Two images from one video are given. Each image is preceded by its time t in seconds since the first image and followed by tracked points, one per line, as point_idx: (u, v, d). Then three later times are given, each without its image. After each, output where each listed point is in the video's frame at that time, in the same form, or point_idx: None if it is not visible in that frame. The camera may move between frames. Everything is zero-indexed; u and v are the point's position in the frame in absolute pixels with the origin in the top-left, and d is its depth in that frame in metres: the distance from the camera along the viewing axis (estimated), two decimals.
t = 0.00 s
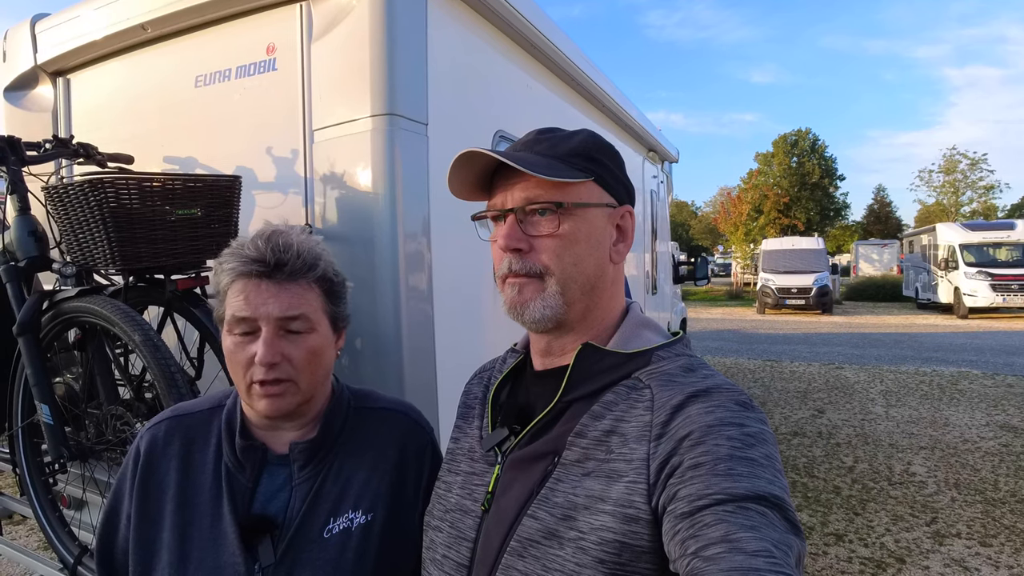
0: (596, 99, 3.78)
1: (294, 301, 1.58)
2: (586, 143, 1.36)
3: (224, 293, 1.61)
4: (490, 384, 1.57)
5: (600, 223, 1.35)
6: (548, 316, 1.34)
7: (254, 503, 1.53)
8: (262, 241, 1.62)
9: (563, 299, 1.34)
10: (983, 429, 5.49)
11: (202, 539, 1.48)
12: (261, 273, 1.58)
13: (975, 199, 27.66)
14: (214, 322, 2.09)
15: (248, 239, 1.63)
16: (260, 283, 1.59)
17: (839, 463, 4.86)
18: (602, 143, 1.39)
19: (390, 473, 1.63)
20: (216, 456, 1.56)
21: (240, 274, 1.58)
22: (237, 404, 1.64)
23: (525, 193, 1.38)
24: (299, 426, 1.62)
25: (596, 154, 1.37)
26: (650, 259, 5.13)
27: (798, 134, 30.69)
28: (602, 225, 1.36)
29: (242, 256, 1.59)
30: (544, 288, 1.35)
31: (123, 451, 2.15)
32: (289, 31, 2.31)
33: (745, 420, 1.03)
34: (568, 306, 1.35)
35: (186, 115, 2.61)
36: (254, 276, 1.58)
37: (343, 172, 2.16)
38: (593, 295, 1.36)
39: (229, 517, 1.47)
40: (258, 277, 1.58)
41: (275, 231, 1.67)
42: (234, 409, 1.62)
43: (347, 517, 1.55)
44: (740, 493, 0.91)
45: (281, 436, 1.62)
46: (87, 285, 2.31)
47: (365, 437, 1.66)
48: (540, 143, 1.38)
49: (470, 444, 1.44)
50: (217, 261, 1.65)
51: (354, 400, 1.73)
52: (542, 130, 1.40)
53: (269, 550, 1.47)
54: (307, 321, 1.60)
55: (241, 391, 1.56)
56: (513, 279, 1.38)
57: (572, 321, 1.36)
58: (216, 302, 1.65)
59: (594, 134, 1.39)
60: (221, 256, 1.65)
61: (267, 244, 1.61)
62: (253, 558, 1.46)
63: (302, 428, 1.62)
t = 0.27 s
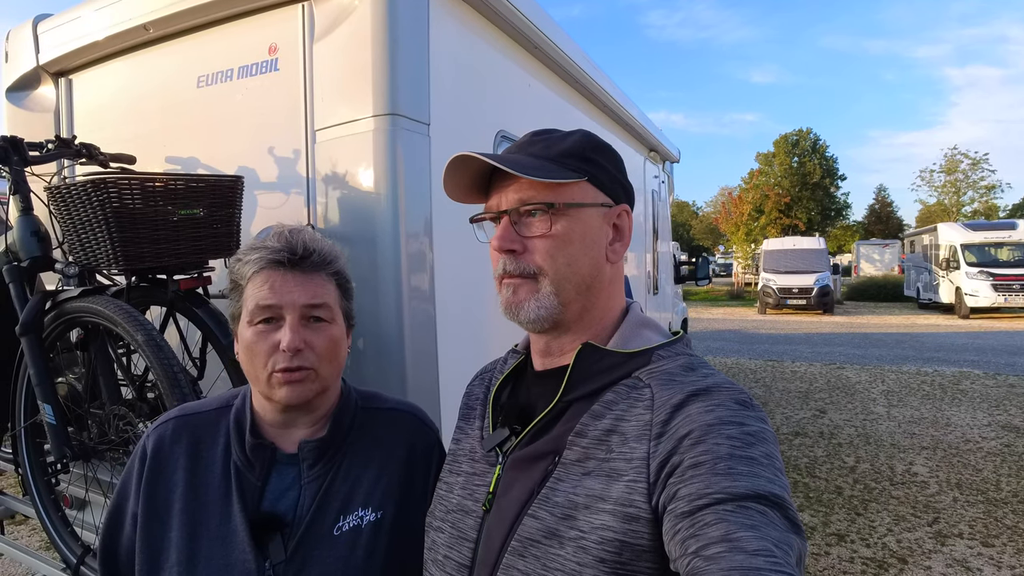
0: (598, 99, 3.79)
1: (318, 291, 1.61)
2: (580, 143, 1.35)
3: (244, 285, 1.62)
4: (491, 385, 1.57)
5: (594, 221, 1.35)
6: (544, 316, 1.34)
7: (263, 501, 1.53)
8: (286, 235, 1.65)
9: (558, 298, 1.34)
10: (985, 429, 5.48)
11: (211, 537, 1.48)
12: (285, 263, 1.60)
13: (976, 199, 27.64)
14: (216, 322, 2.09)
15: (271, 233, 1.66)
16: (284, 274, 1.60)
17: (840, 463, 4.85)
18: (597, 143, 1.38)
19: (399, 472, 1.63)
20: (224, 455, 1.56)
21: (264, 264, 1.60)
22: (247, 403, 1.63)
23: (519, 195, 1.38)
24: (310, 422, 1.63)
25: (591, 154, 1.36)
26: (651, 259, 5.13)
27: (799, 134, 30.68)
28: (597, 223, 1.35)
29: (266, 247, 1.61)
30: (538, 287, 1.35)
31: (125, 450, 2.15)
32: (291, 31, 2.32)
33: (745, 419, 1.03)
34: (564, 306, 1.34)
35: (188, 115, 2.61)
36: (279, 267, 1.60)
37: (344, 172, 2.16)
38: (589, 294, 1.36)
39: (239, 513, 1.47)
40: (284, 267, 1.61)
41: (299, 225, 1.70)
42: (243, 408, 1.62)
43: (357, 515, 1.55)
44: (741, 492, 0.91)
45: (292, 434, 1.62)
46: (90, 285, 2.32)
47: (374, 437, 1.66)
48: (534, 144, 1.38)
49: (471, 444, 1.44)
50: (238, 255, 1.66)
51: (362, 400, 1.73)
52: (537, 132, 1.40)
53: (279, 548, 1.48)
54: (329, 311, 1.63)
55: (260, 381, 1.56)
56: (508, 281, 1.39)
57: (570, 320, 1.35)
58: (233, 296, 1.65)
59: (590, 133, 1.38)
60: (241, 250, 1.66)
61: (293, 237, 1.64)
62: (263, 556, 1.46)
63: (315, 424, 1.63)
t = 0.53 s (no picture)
0: (600, 99, 3.79)
1: (330, 290, 1.61)
2: (557, 145, 1.34)
3: (255, 284, 1.62)
4: (497, 385, 1.57)
5: (575, 221, 1.32)
6: (528, 319, 1.34)
7: (273, 499, 1.53)
8: (298, 235, 1.65)
9: (541, 300, 1.33)
10: (987, 429, 5.48)
11: (221, 534, 1.48)
12: (297, 262, 1.61)
13: (977, 199, 27.62)
14: (219, 322, 2.09)
15: (282, 232, 1.66)
16: (297, 273, 1.61)
17: (842, 463, 4.85)
18: (579, 142, 1.35)
19: (408, 472, 1.64)
20: (236, 452, 1.56)
21: (277, 264, 1.60)
22: (258, 403, 1.62)
23: (499, 202, 1.39)
24: (322, 420, 1.63)
25: (571, 154, 1.34)
26: (652, 259, 5.13)
27: (800, 134, 30.67)
28: (579, 222, 1.32)
29: (278, 247, 1.62)
30: (519, 289, 1.35)
31: (128, 450, 2.15)
32: (294, 31, 2.32)
33: (751, 421, 1.03)
34: (548, 307, 1.33)
35: (190, 116, 2.62)
36: (291, 266, 1.60)
37: (347, 172, 2.16)
38: (577, 295, 1.33)
39: (250, 511, 1.48)
40: (296, 266, 1.61)
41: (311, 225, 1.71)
42: (254, 407, 1.62)
43: (366, 514, 1.56)
44: (747, 494, 0.91)
45: (303, 432, 1.62)
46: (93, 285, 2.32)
47: (383, 436, 1.66)
48: (516, 151, 1.39)
49: (476, 445, 1.44)
50: (250, 254, 1.66)
51: (372, 400, 1.72)
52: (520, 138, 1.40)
53: (289, 546, 1.48)
54: (341, 310, 1.63)
55: (273, 379, 1.56)
56: (495, 286, 1.41)
57: (557, 322, 1.34)
58: (244, 295, 1.66)
59: (572, 134, 1.36)
60: (252, 249, 1.67)
61: (305, 237, 1.65)
62: (272, 554, 1.47)
63: (326, 423, 1.63)
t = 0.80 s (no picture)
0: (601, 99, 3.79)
1: (333, 293, 1.62)
2: (543, 151, 1.35)
3: (257, 287, 1.63)
4: (502, 386, 1.57)
5: (563, 225, 1.32)
6: (521, 324, 1.35)
7: (275, 500, 1.54)
8: (299, 236, 1.66)
9: (533, 305, 1.34)
10: (987, 429, 5.48)
11: (223, 535, 1.49)
12: (299, 265, 1.61)
13: (978, 199, 27.61)
14: (222, 323, 2.10)
15: (283, 234, 1.66)
16: (299, 275, 1.61)
17: (843, 463, 4.85)
18: (566, 145, 1.35)
19: (409, 474, 1.64)
20: (238, 454, 1.57)
21: (280, 266, 1.60)
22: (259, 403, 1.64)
23: (490, 211, 1.41)
24: (323, 422, 1.64)
25: (556, 158, 1.34)
26: (653, 259, 5.14)
27: (800, 134, 30.66)
28: (568, 226, 1.32)
29: (281, 249, 1.62)
30: (512, 295, 1.37)
31: (130, 451, 2.15)
32: (296, 32, 2.32)
33: (756, 425, 1.03)
34: (538, 313, 1.34)
35: (192, 117, 2.62)
36: (294, 269, 1.61)
37: (348, 173, 2.16)
38: (569, 298, 1.33)
39: (252, 513, 1.48)
40: (299, 268, 1.61)
41: (312, 227, 1.71)
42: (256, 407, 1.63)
43: (367, 516, 1.56)
44: (752, 499, 0.92)
45: (303, 434, 1.63)
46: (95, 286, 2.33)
47: (385, 437, 1.67)
48: (505, 161, 1.41)
49: (480, 445, 1.44)
50: (251, 257, 1.66)
51: (373, 402, 1.73)
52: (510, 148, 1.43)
53: (290, 548, 1.49)
54: (343, 312, 1.64)
55: (274, 382, 1.57)
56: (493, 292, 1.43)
57: (550, 326, 1.34)
58: (246, 298, 1.67)
59: (559, 139, 1.36)
60: (256, 251, 1.67)
61: (306, 238, 1.65)
62: (273, 555, 1.47)
63: (325, 425, 1.64)
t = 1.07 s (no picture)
0: (602, 100, 3.79)
1: (344, 288, 1.67)
2: (556, 151, 1.35)
3: (265, 286, 1.62)
4: (506, 387, 1.58)
5: (580, 226, 1.33)
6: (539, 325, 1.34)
7: (271, 501, 1.54)
8: (302, 233, 1.68)
9: (548, 306, 1.34)
10: (989, 429, 5.48)
11: (221, 538, 1.49)
12: (312, 262, 1.64)
13: (979, 199, 27.58)
14: (224, 324, 2.10)
15: (278, 233, 1.67)
16: (311, 273, 1.63)
17: (844, 463, 4.85)
18: (579, 147, 1.36)
19: (405, 470, 1.65)
20: (232, 456, 1.57)
21: (294, 265, 1.61)
22: (252, 406, 1.63)
23: (501, 212, 1.41)
24: (321, 420, 1.65)
25: (570, 159, 1.34)
26: (654, 259, 5.13)
27: (801, 134, 30.65)
28: (586, 226, 1.33)
29: (291, 248, 1.63)
30: (526, 295, 1.37)
31: (133, 450, 2.16)
32: (298, 33, 2.32)
33: (761, 427, 1.03)
34: (551, 314, 1.34)
35: (194, 117, 2.62)
36: (307, 266, 1.62)
37: (350, 173, 2.17)
38: (584, 299, 1.33)
39: (249, 514, 1.48)
40: (310, 266, 1.63)
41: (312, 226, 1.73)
42: (248, 410, 1.62)
43: (365, 513, 1.57)
44: (756, 502, 0.92)
45: (301, 434, 1.64)
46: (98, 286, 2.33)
47: (379, 435, 1.67)
48: (516, 161, 1.41)
49: (484, 445, 1.45)
50: (249, 257, 1.64)
51: (366, 398, 1.74)
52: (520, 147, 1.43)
53: (289, 547, 1.49)
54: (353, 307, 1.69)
55: (291, 380, 1.57)
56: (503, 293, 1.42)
57: (562, 327, 1.35)
58: (246, 300, 1.64)
59: (571, 139, 1.37)
60: (252, 251, 1.65)
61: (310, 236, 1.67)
62: (273, 556, 1.47)
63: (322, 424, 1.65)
